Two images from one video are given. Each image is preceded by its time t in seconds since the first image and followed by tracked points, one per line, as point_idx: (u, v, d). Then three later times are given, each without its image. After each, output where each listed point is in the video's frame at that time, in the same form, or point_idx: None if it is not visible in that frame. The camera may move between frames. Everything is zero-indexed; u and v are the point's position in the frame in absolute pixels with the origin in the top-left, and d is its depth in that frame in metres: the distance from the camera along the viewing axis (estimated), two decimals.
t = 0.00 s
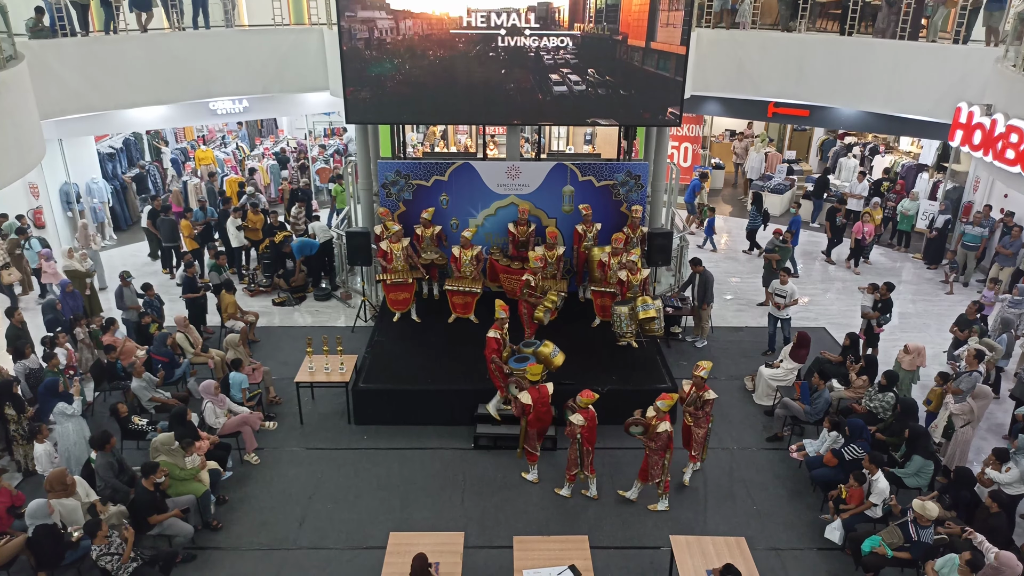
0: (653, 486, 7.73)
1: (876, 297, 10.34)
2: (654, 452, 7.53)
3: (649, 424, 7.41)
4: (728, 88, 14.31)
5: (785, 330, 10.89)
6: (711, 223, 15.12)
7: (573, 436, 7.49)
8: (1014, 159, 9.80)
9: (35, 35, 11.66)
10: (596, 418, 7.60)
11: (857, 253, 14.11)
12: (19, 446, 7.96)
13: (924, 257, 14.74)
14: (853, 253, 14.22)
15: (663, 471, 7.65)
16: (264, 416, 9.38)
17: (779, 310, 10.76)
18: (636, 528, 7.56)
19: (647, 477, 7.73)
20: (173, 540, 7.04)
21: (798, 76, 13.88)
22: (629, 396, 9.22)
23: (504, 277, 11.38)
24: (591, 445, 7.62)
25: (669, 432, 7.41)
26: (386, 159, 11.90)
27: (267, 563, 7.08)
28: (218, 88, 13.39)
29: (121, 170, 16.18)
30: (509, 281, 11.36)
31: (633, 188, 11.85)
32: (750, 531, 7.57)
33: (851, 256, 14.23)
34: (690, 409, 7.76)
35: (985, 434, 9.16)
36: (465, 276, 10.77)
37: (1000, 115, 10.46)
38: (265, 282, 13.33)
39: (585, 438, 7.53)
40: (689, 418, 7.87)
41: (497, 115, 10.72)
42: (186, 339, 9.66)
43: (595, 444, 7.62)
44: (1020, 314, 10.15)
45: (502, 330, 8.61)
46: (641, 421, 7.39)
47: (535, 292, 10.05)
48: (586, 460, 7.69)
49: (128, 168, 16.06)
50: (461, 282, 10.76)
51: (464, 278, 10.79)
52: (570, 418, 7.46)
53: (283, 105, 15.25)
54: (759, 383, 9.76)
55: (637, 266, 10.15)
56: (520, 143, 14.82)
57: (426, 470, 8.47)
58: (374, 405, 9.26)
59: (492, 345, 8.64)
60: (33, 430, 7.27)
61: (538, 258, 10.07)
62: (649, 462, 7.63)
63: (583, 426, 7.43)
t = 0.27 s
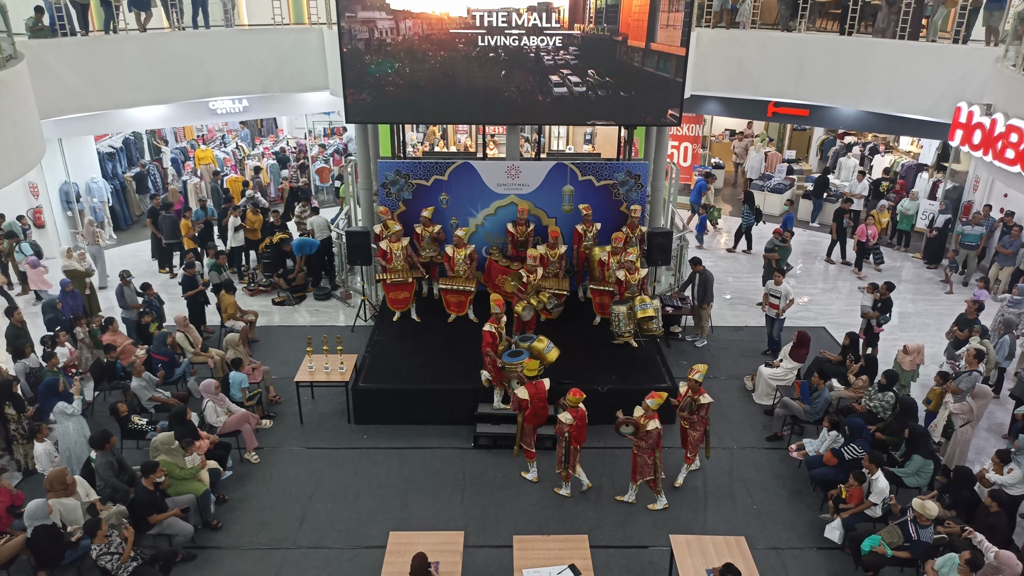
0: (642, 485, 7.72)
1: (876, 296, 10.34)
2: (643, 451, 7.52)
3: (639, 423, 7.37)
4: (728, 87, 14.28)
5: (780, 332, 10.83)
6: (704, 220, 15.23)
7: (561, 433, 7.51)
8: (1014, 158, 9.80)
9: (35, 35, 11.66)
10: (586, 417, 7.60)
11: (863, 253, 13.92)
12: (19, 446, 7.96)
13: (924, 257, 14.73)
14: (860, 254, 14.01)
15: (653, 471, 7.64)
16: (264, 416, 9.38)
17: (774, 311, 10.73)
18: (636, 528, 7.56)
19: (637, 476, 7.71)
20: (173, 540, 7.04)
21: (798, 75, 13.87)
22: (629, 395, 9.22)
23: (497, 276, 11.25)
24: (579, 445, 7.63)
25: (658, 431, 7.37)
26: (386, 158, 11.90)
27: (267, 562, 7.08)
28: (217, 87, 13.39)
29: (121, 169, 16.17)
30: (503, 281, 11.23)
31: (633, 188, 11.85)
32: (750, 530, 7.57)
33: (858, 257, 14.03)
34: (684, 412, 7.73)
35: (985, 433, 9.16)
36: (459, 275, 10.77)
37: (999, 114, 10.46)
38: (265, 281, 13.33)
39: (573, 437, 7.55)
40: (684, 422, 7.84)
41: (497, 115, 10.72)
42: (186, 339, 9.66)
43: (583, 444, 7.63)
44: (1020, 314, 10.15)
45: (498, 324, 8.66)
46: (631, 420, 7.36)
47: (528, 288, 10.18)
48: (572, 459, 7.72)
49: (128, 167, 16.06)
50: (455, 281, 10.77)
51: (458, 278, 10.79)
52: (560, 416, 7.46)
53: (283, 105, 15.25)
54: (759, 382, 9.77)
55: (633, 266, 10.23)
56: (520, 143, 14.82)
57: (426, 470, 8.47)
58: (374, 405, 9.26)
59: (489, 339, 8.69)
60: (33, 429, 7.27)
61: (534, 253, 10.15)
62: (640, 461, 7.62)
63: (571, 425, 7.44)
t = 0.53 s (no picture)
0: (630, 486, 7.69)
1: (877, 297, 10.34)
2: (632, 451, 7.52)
3: (630, 421, 7.40)
4: (728, 87, 14.26)
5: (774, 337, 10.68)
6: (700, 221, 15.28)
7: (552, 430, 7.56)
8: (1014, 159, 9.79)
9: (35, 35, 11.66)
10: (578, 417, 7.64)
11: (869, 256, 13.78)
12: (19, 446, 7.96)
13: (924, 258, 14.73)
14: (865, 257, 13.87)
15: (641, 470, 7.61)
16: (264, 416, 9.38)
17: (770, 316, 10.61)
18: (636, 528, 7.56)
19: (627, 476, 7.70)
20: (173, 540, 7.04)
21: (798, 75, 13.86)
22: (629, 396, 9.22)
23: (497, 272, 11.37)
24: (570, 444, 7.69)
25: (649, 428, 7.42)
26: (386, 159, 11.90)
27: (267, 563, 7.08)
28: (217, 88, 13.39)
29: (122, 170, 16.18)
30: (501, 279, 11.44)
31: (633, 188, 11.85)
32: (750, 530, 7.57)
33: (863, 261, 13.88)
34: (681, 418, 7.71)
35: (985, 434, 9.16)
36: (454, 276, 10.77)
37: (1000, 115, 10.45)
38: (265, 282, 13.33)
39: (565, 436, 7.59)
40: (680, 428, 7.83)
41: (497, 116, 10.71)
42: (186, 339, 9.67)
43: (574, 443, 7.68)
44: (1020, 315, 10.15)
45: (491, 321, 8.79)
46: (622, 418, 7.39)
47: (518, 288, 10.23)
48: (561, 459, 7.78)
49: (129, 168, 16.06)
50: (449, 282, 10.77)
51: (453, 278, 10.80)
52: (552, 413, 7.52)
53: (283, 106, 15.25)
54: (759, 383, 9.77)
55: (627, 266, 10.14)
56: (520, 143, 14.83)
57: (426, 470, 8.47)
58: (374, 405, 9.26)
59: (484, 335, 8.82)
60: (33, 429, 7.28)
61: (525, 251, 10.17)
62: (629, 460, 7.60)
63: (562, 423, 7.49)
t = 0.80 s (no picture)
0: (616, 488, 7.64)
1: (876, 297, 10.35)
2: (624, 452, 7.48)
3: (620, 421, 7.39)
4: (729, 88, 14.16)
5: (770, 340, 10.62)
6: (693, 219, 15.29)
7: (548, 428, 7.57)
8: (1014, 159, 9.78)
9: (34, 36, 11.65)
10: (572, 416, 7.64)
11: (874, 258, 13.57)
12: (19, 447, 7.96)
13: (923, 258, 14.74)
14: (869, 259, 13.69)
15: (631, 471, 7.56)
16: (264, 417, 9.38)
17: (764, 319, 10.54)
18: (636, 529, 7.57)
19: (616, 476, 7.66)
20: (173, 540, 7.04)
21: (797, 75, 13.85)
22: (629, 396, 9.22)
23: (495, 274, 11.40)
24: (564, 444, 7.67)
25: (639, 429, 7.36)
26: (386, 159, 11.90)
27: (267, 563, 7.08)
28: (217, 89, 13.39)
29: (122, 170, 16.18)
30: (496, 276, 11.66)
31: (633, 188, 11.85)
32: (751, 531, 7.57)
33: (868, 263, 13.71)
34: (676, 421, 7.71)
35: (985, 434, 9.16)
36: (452, 276, 10.72)
37: (999, 115, 10.45)
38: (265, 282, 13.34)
39: (558, 435, 7.58)
40: (675, 431, 7.78)
41: (497, 116, 10.71)
42: (186, 339, 9.67)
43: (568, 442, 7.67)
44: (1019, 315, 10.17)
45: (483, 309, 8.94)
46: (613, 418, 7.37)
47: (507, 287, 10.25)
48: (555, 457, 7.79)
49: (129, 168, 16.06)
50: (448, 283, 10.75)
51: (452, 279, 10.76)
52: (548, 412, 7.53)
53: (283, 106, 15.26)
54: (759, 383, 9.76)
55: (615, 265, 10.17)
56: (520, 143, 14.84)
57: (426, 470, 8.47)
58: (374, 406, 9.26)
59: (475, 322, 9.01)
60: (33, 430, 7.28)
61: (514, 250, 10.24)
62: (620, 460, 7.56)
63: (557, 421, 7.49)
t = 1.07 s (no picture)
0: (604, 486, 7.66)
1: (876, 297, 10.34)
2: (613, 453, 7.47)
3: (610, 421, 7.39)
4: (728, 87, 14.20)
5: (763, 342, 10.56)
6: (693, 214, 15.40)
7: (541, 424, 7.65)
8: (1013, 159, 9.78)
9: (33, 36, 11.64)
10: (567, 413, 7.75)
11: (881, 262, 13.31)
12: (19, 447, 7.96)
13: (923, 257, 14.74)
14: (874, 262, 13.46)
15: (618, 471, 7.56)
16: (264, 416, 9.38)
17: (756, 321, 10.39)
18: (636, 528, 7.57)
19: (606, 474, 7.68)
20: (173, 540, 7.04)
21: (796, 75, 13.85)
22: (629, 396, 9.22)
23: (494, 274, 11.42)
24: (558, 440, 7.79)
25: (627, 431, 7.36)
26: (386, 159, 11.89)
27: (266, 563, 7.09)
28: (216, 88, 13.39)
29: (121, 170, 16.18)
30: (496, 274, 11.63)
31: (632, 188, 11.85)
32: (750, 530, 7.57)
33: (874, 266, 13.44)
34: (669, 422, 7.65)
35: (985, 433, 9.16)
36: (454, 276, 10.77)
37: (999, 115, 10.46)
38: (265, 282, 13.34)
39: (552, 430, 7.71)
40: (670, 433, 7.72)
41: (497, 116, 10.71)
42: (186, 339, 9.68)
43: (561, 438, 7.80)
44: (1018, 314, 10.17)
45: (477, 297, 9.28)
46: (602, 419, 7.34)
47: (501, 283, 10.21)
48: (550, 453, 7.91)
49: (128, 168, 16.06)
50: (450, 282, 10.80)
51: (453, 278, 10.80)
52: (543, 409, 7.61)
53: (283, 106, 15.26)
54: (758, 383, 9.76)
55: (609, 265, 10.14)
56: (520, 143, 14.83)
57: (426, 470, 8.47)
58: (374, 405, 9.26)
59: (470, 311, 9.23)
60: (32, 430, 7.29)
61: (509, 246, 10.17)
62: (608, 459, 7.55)
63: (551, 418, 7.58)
